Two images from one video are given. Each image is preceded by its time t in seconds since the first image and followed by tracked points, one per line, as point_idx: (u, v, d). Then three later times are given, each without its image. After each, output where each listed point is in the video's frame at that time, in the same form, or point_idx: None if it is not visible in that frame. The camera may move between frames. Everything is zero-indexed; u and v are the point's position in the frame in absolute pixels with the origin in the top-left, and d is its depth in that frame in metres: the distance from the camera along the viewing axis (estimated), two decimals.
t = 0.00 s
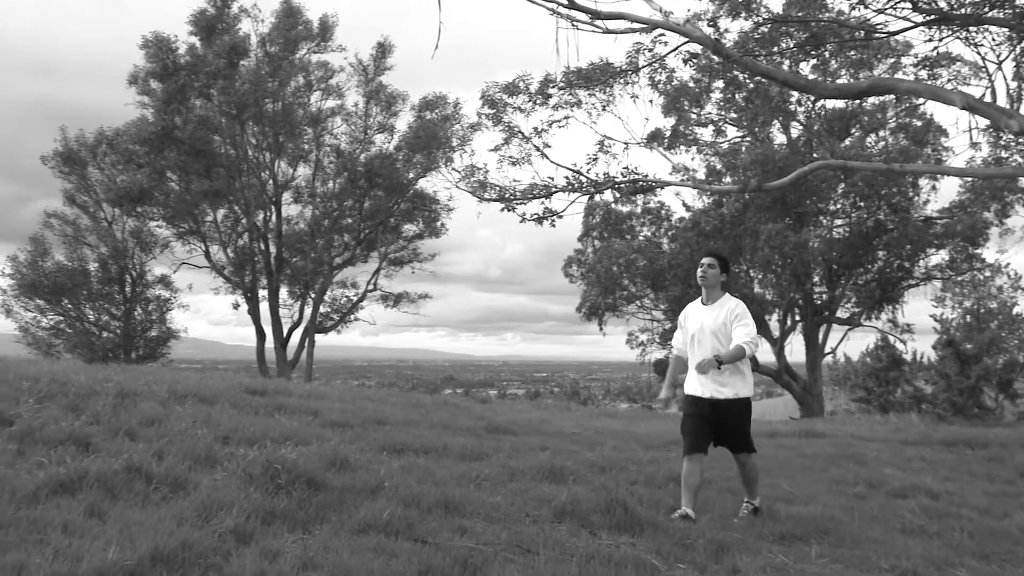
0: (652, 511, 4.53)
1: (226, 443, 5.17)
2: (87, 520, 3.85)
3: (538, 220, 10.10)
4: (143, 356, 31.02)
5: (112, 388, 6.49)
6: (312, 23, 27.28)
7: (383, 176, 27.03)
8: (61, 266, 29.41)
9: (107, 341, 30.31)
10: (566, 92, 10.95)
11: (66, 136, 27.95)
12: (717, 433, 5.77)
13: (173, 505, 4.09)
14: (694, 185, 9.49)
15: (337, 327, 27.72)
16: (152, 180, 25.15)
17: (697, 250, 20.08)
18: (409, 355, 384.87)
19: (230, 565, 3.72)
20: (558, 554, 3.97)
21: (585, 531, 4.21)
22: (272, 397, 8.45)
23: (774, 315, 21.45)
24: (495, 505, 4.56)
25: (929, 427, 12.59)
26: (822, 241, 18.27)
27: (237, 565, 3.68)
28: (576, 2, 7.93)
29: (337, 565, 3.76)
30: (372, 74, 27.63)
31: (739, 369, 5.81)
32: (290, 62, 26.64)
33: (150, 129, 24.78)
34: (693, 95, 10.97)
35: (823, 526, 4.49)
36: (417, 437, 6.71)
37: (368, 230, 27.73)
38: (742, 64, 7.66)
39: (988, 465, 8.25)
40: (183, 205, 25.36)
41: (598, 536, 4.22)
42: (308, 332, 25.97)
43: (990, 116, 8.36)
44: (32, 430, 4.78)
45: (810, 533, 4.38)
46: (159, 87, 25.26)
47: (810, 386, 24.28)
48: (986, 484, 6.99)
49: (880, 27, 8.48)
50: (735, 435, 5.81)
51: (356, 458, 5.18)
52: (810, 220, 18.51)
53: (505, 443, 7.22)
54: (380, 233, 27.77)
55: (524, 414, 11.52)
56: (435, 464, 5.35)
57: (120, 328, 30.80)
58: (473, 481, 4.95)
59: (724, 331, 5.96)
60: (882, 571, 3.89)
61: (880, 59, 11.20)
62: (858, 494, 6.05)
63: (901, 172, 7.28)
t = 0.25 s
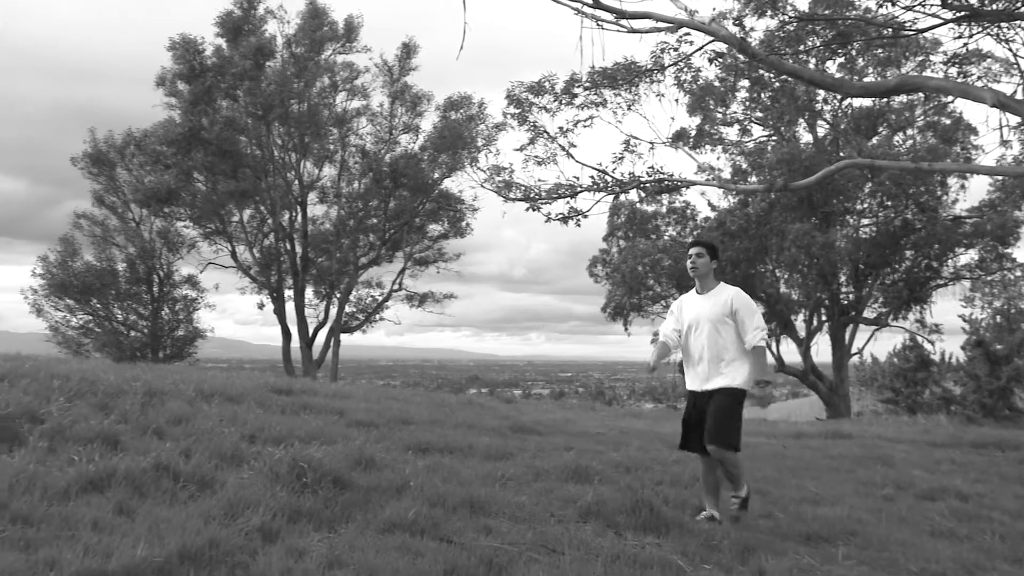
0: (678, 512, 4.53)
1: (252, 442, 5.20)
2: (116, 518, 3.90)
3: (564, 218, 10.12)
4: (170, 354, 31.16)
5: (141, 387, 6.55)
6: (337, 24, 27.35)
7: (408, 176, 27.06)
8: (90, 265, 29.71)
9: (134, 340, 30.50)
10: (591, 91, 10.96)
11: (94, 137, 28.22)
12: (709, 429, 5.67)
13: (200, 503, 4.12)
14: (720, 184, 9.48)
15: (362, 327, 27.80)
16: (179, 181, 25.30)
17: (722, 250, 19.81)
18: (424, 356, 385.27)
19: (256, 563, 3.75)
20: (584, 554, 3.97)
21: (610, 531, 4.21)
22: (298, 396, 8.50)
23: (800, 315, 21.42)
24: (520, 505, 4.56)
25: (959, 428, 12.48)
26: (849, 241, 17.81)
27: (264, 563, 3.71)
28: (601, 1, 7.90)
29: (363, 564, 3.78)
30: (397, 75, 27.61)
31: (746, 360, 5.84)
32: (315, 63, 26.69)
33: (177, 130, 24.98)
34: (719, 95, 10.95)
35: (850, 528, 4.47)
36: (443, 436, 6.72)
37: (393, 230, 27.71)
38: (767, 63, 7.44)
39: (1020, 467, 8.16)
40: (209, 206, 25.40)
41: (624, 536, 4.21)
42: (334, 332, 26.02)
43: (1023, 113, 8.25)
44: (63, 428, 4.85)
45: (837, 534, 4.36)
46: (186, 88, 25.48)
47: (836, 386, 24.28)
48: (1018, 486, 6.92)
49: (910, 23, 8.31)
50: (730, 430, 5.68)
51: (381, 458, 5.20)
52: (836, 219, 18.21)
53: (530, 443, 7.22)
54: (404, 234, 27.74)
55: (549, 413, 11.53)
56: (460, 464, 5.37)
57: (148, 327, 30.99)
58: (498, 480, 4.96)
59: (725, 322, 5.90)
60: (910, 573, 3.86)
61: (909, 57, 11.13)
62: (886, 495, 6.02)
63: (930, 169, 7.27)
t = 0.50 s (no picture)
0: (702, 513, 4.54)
1: (277, 441, 5.24)
2: (142, 515, 3.95)
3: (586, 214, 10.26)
4: (197, 354, 31.35)
5: (167, 387, 6.58)
6: (362, 24, 27.34)
7: (432, 176, 27.00)
8: (118, 265, 29.99)
9: (161, 339, 30.67)
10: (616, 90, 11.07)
11: (122, 139, 28.47)
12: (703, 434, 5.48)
13: (227, 501, 4.17)
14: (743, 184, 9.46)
15: (387, 327, 27.84)
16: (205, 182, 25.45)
17: (747, 249, 20.28)
18: (447, 356, 385.29)
19: (282, 561, 3.78)
20: (608, 554, 3.98)
21: (635, 531, 4.21)
22: (322, 395, 8.56)
23: (826, 315, 21.34)
24: (544, 504, 4.57)
25: (987, 430, 12.36)
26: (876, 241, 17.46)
27: (290, 561, 3.74)
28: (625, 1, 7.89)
29: (388, 563, 3.80)
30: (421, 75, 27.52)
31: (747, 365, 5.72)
32: (339, 64, 26.81)
33: (203, 131, 25.18)
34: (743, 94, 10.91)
35: (877, 530, 4.44)
36: (466, 437, 6.73)
37: (418, 230, 27.70)
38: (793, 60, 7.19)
39: None
40: (234, 207, 25.60)
41: (648, 537, 4.22)
42: (358, 331, 26.03)
43: None
44: (92, 426, 4.91)
45: (864, 536, 4.34)
46: (212, 89, 25.70)
47: (862, 386, 24.24)
48: None
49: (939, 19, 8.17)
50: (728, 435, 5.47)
51: (405, 457, 5.22)
52: (862, 219, 18.14)
53: (555, 443, 7.18)
54: (429, 234, 27.76)
55: (573, 414, 11.53)
56: (484, 464, 5.40)
57: (175, 326, 31.19)
58: (523, 482, 4.97)
59: (728, 324, 5.77)
60: None
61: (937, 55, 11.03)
62: (913, 498, 5.99)
63: (957, 167, 7.22)
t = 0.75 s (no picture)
0: (729, 514, 4.55)
1: (304, 440, 5.28)
2: (170, 512, 4.01)
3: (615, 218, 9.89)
4: (224, 353, 31.53)
5: (195, 385, 6.62)
6: (388, 25, 27.28)
7: (458, 176, 27.02)
8: (147, 265, 30.26)
9: (189, 339, 30.81)
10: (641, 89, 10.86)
11: (151, 139, 28.76)
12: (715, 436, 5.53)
13: (254, 500, 4.22)
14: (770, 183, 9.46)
15: (413, 326, 27.92)
16: (232, 182, 25.90)
17: (774, 248, 19.86)
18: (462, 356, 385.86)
19: (310, 560, 3.82)
20: (634, 555, 3.98)
21: (661, 532, 4.22)
22: (349, 395, 8.59)
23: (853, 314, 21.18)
24: (571, 505, 4.58)
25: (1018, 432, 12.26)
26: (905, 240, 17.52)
27: (317, 559, 3.77)
28: None
29: (415, 561, 3.84)
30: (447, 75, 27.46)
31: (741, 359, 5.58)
32: (366, 64, 26.86)
33: (231, 132, 25.37)
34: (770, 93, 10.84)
35: (906, 532, 4.42)
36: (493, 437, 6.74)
37: (443, 230, 27.72)
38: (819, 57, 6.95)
39: None
40: (262, 206, 25.95)
41: (673, 536, 4.22)
42: (385, 331, 26.08)
43: None
44: (122, 424, 4.99)
45: (893, 539, 4.32)
46: (239, 90, 25.86)
47: (891, 387, 24.24)
48: None
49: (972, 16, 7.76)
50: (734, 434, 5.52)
51: (432, 457, 5.25)
52: (891, 218, 18.06)
53: (579, 443, 7.25)
54: (455, 234, 27.78)
55: (598, 414, 11.53)
56: (511, 465, 5.43)
57: (203, 326, 31.36)
58: (549, 481, 4.95)
59: (724, 317, 5.63)
60: None
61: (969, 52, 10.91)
62: (944, 500, 5.97)
63: (991, 166, 6.97)
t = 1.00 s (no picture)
0: (756, 516, 4.55)
1: (332, 439, 5.33)
2: (197, 510, 4.07)
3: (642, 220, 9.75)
4: (252, 352, 31.66)
5: (224, 384, 6.68)
6: (414, 25, 27.08)
7: (484, 176, 26.71)
8: (175, 266, 30.47)
9: (217, 339, 30.95)
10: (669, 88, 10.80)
11: (179, 140, 28.96)
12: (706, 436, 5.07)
13: (281, 498, 4.26)
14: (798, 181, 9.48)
15: (439, 326, 27.94)
16: (260, 182, 26.09)
17: (802, 248, 19.51)
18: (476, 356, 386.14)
19: (336, 558, 3.84)
20: (661, 555, 3.99)
21: (687, 533, 4.23)
22: (376, 395, 8.59)
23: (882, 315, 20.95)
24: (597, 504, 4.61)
25: None
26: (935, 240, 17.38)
27: (344, 558, 3.80)
28: None
29: (442, 560, 3.85)
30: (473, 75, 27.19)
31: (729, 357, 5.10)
32: (392, 64, 26.75)
33: (258, 133, 25.49)
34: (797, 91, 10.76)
35: (937, 535, 4.40)
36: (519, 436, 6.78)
37: (470, 230, 27.41)
38: (849, 58, 7.04)
39: None
40: (289, 206, 26.02)
41: (699, 538, 4.26)
42: (411, 331, 25.98)
43: None
44: (152, 423, 5.07)
45: (923, 541, 4.30)
46: (267, 91, 25.95)
47: (920, 389, 24.22)
48: None
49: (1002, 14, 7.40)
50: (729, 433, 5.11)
51: (459, 457, 5.29)
52: (920, 217, 17.71)
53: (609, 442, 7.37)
54: (481, 233, 27.52)
55: (625, 414, 11.55)
56: (537, 465, 5.50)
57: (230, 326, 31.48)
58: (576, 480, 5.00)
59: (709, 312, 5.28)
60: None
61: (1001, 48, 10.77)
62: (975, 502, 5.94)
63: None
